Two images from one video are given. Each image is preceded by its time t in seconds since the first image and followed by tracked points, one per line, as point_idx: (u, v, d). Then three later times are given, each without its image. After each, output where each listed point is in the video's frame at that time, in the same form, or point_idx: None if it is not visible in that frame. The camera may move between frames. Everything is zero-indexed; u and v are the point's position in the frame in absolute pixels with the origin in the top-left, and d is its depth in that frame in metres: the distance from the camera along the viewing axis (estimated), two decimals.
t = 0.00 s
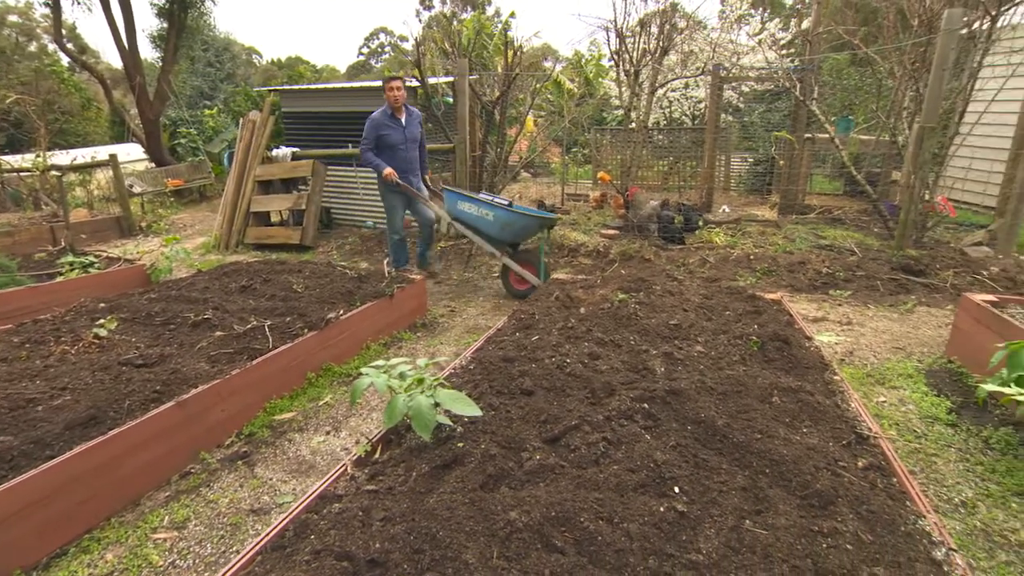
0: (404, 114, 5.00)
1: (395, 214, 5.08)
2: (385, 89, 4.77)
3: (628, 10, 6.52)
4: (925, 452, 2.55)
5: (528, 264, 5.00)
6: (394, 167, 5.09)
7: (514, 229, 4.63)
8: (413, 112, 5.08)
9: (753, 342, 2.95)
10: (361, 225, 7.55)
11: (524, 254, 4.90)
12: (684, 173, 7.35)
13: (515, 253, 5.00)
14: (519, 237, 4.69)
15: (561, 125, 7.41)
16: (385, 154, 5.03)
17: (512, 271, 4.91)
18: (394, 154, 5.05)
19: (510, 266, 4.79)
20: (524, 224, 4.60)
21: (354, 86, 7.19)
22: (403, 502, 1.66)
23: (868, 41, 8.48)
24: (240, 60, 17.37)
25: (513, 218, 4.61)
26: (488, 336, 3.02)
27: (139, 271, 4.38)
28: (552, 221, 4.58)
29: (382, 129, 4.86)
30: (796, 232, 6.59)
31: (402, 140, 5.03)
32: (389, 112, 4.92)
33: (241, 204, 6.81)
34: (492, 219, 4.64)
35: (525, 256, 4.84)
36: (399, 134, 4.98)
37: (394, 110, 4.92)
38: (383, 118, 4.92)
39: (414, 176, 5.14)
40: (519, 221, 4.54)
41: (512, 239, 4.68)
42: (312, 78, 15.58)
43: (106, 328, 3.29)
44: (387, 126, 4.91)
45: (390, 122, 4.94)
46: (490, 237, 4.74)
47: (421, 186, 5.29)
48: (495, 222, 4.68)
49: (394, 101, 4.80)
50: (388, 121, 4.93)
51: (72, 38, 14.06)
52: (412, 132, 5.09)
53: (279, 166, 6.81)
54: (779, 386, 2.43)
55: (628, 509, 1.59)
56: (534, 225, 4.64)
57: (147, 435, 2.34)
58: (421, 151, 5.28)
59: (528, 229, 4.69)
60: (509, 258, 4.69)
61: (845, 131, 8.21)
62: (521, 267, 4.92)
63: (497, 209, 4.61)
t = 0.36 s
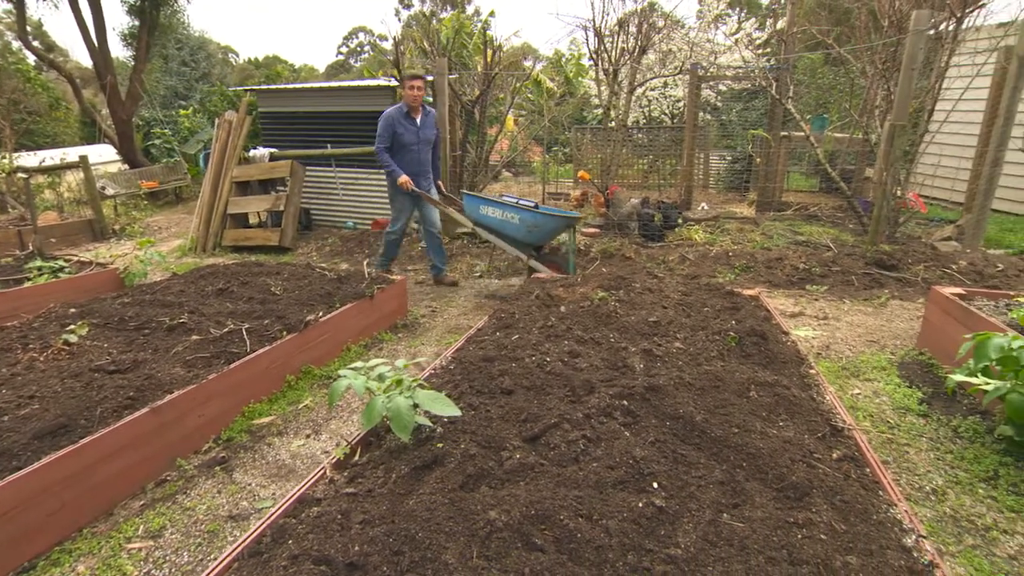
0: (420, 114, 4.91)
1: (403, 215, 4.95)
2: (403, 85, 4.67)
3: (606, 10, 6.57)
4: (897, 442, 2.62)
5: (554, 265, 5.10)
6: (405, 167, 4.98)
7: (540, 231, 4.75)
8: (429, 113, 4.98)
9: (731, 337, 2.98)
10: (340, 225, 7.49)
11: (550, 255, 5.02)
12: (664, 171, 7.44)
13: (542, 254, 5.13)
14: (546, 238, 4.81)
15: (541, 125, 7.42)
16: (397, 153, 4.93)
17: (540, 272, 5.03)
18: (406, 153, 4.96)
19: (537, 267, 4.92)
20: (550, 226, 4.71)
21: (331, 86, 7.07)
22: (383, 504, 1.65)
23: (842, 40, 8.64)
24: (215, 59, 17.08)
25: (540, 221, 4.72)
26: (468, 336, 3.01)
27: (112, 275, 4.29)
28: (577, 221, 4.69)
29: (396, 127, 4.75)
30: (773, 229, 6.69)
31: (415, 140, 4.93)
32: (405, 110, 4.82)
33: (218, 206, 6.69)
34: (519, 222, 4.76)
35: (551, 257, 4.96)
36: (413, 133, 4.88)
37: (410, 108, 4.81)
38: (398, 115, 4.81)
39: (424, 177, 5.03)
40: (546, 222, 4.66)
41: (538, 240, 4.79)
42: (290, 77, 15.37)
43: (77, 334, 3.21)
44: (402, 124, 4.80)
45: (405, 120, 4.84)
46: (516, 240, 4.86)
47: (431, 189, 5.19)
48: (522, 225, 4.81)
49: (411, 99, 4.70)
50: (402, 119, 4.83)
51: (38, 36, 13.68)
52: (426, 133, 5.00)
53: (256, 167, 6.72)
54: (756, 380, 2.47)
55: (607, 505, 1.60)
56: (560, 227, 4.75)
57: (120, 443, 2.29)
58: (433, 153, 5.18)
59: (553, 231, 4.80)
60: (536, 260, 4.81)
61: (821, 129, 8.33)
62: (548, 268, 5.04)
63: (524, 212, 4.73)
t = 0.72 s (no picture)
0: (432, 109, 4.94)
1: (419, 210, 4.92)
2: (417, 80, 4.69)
3: (586, 8, 6.58)
4: (873, 433, 2.67)
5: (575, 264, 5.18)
6: (418, 161, 4.99)
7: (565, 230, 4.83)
8: (442, 109, 5.01)
9: (711, 333, 3.01)
10: (321, 225, 7.42)
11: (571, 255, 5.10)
12: (646, 169, 7.49)
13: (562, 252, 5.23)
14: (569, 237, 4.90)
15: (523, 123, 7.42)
16: (410, 148, 4.96)
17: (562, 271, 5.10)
18: (418, 149, 5.00)
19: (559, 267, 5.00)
20: (575, 225, 4.82)
21: (310, 84, 6.98)
22: (363, 506, 1.64)
23: (817, 40, 8.78)
24: (192, 57, 16.79)
25: (565, 220, 4.82)
26: (449, 336, 3.00)
27: (85, 278, 4.20)
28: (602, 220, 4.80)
29: (410, 123, 4.78)
30: (753, 225, 6.77)
31: (428, 135, 4.96)
32: (418, 105, 4.84)
33: (196, 207, 6.58)
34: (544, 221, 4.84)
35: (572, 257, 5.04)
36: (426, 129, 4.91)
37: (424, 103, 4.84)
38: (411, 109, 4.83)
39: (436, 173, 5.07)
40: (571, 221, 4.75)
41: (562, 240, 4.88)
42: (268, 76, 15.17)
43: (49, 339, 3.14)
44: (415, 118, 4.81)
45: (418, 114, 4.86)
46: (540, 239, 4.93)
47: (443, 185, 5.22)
48: (546, 225, 4.89)
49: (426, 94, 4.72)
50: (416, 114, 4.84)
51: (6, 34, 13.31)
52: (438, 128, 5.03)
53: (234, 167, 6.63)
54: (735, 375, 2.50)
55: (588, 502, 1.60)
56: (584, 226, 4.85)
57: (94, 450, 2.24)
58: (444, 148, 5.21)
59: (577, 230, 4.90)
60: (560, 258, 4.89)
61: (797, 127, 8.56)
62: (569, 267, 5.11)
63: (549, 212, 4.82)
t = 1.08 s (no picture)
0: (449, 110, 4.58)
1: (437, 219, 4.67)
2: (435, 81, 4.31)
3: (568, 6, 6.59)
4: (851, 424, 2.72)
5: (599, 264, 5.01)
6: (434, 166, 4.68)
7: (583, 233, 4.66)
8: (459, 109, 4.64)
9: (692, 328, 3.03)
10: (303, 225, 7.34)
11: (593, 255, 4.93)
12: (628, 166, 7.53)
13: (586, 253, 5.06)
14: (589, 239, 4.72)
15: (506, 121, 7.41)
16: (425, 153, 4.63)
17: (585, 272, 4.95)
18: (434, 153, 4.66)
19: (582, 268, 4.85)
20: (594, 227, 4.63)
21: (289, 82, 6.90)
22: (345, 507, 1.63)
23: (796, 38, 8.88)
24: (169, 54, 16.49)
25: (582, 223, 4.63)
26: (432, 334, 2.99)
27: (58, 281, 4.11)
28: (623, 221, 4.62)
29: (426, 127, 4.42)
30: (734, 221, 6.84)
31: (445, 139, 4.61)
32: (434, 107, 4.47)
33: (174, 208, 6.47)
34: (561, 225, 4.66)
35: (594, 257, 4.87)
36: (443, 132, 4.55)
37: (441, 105, 4.47)
38: (427, 112, 4.46)
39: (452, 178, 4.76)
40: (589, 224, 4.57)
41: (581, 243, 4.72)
42: (247, 74, 14.95)
43: (20, 344, 3.06)
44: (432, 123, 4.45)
45: (434, 117, 4.50)
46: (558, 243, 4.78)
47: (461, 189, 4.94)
48: (564, 228, 4.72)
49: (444, 97, 4.36)
50: (432, 117, 4.48)
51: None
52: (455, 130, 4.69)
53: (213, 167, 6.53)
54: (716, 369, 2.52)
55: (570, 498, 1.61)
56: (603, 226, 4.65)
57: (68, 457, 2.19)
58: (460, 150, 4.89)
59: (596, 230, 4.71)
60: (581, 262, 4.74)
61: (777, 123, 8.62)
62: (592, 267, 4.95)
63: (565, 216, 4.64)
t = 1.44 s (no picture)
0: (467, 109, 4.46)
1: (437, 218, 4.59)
2: (456, 79, 4.17)
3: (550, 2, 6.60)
4: (831, 415, 2.76)
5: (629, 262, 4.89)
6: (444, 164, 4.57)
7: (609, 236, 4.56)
8: (476, 107, 4.53)
9: (675, 322, 3.05)
10: (285, 224, 7.27)
11: (622, 254, 4.83)
12: (612, 162, 7.55)
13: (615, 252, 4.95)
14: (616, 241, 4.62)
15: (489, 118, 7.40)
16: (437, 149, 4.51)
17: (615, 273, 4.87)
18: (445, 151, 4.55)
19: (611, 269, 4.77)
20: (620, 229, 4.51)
21: (268, 79, 6.80)
22: (327, 506, 1.62)
23: (776, 34, 8.98)
24: (146, 51, 16.20)
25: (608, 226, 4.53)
26: (415, 332, 2.98)
27: (32, 283, 4.02)
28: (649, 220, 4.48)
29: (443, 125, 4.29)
30: (717, 217, 6.90)
31: (458, 137, 4.50)
32: (453, 105, 4.33)
33: (152, 207, 6.36)
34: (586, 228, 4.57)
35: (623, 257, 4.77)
36: (458, 130, 4.44)
37: (459, 103, 4.34)
38: (445, 109, 4.32)
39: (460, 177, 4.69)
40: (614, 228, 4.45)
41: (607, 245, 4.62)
42: (226, 70, 14.72)
43: None
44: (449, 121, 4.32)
45: (452, 115, 4.37)
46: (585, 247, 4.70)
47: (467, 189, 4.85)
48: (590, 233, 4.64)
49: (463, 96, 4.23)
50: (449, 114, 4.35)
51: None
52: (469, 129, 4.58)
53: (192, 165, 6.44)
54: (698, 363, 2.54)
55: (552, 493, 1.62)
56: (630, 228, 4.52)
57: (43, 462, 2.15)
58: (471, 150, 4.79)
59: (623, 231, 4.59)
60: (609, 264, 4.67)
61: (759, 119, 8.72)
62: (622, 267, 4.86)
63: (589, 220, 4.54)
